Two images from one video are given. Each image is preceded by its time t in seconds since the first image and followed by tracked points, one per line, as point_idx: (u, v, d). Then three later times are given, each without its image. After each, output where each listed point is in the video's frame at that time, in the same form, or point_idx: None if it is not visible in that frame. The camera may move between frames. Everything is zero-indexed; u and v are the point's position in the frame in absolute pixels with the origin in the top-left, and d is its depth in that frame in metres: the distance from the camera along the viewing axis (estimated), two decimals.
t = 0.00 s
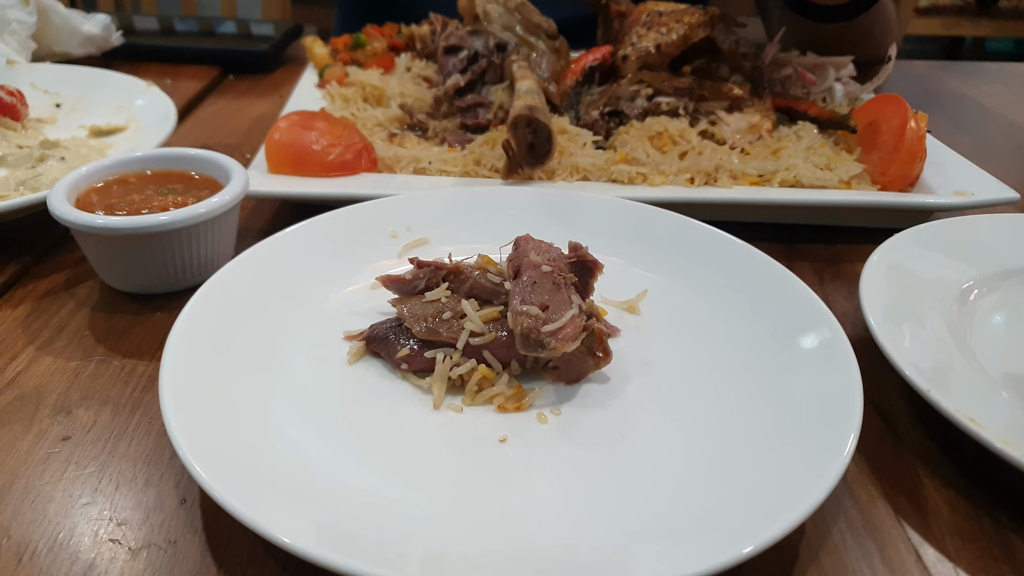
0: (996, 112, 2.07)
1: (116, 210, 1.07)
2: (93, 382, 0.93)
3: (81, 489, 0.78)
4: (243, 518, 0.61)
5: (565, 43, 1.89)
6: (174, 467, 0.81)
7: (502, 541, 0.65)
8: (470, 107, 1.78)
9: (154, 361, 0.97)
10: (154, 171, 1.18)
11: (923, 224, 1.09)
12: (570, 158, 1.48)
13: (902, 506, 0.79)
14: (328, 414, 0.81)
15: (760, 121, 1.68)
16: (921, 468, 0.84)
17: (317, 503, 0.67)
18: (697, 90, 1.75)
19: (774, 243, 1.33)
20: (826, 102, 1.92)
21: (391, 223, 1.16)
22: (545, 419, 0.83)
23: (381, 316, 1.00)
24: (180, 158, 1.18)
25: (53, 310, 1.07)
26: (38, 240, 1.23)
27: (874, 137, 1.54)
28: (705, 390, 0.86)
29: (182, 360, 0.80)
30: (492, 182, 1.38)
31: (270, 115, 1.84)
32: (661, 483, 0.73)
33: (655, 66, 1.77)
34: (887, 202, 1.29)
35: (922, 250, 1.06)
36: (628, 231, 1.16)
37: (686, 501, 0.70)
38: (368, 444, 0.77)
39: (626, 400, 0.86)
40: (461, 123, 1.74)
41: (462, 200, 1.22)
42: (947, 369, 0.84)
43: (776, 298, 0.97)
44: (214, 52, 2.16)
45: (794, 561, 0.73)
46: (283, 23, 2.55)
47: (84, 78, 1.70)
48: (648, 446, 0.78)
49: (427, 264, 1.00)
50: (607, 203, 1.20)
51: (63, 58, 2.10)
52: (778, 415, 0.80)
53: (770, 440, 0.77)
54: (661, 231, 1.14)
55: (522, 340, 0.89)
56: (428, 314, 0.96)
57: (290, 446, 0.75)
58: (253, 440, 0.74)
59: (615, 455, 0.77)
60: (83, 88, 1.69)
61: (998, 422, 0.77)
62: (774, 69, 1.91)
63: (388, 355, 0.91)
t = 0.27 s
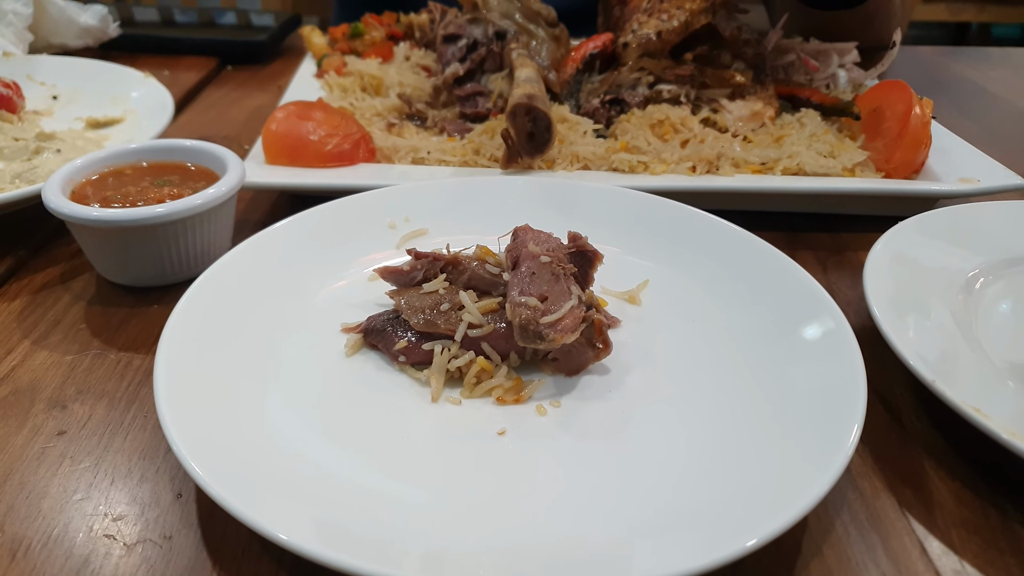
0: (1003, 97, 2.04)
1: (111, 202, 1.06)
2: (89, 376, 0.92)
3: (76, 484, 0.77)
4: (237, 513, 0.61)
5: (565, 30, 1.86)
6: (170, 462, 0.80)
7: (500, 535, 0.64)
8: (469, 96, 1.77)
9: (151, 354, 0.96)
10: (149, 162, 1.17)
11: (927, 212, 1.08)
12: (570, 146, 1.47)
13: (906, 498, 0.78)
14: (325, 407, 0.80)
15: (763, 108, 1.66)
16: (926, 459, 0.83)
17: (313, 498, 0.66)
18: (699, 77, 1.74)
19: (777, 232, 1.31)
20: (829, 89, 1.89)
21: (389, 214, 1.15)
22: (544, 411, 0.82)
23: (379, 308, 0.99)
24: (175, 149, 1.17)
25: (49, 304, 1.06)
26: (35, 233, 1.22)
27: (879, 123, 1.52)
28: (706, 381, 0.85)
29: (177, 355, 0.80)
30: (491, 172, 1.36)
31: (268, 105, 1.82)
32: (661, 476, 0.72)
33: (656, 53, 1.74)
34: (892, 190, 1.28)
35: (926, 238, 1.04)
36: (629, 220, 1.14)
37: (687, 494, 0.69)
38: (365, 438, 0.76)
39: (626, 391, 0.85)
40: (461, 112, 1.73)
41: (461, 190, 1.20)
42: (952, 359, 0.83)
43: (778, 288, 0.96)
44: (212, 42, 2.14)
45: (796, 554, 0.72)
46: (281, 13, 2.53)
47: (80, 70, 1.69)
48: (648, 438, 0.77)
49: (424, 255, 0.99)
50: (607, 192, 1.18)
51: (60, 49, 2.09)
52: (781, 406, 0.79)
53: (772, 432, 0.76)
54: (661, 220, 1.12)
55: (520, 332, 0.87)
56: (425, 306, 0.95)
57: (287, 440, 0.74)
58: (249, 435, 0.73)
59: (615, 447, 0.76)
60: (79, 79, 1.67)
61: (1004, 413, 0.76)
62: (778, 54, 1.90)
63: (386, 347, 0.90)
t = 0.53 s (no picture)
0: (1007, 95, 2.04)
1: (114, 200, 1.06)
2: (92, 374, 0.92)
3: (80, 482, 0.78)
4: (239, 510, 0.61)
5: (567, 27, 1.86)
6: (172, 459, 0.80)
7: (502, 532, 0.64)
8: (472, 94, 1.77)
9: (154, 352, 0.97)
10: (152, 161, 1.17)
11: (929, 210, 1.08)
12: (572, 144, 1.47)
13: (909, 495, 0.78)
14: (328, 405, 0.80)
15: (766, 106, 1.66)
16: (929, 456, 0.83)
17: (315, 495, 0.66)
18: (701, 74, 1.73)
19: (779, 230, 1.31)
20: (832, 86, 1.88)
21: (391, 212, 1.15)
22: (546, 409, 0.82)
23: (381, 306, 0.99)
24: (179, 147, 1.17)
25: (52, 302, 1.06)
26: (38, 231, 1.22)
27: (881, 121, 1.52)
28: (709, 379, 0.85)
29: (180, 352, 0.80)
30: (494, 169, 1.37)
31: (270, 103, 1.83)
32: (663, 474, 0.72)
33: (659, 51, 1.75)
34: (895, 187, 1.27)
35: (929, 235, 1.04)
36: (631, 218, 1.14)
37: (690, 492, 0.69)
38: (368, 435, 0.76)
39: (628, 389, 0.85)
40: (463, 111, 1.73)
41: (463, 187, 1.20)
42: (954, 356, 0.82)
43: (780, 285, 0.96)
44: (214, 40, 2.15)
45: (799, 552, 0.72)
46: (284, 11, 2.53)
47: (83, 68, 1.69)
48: (651, 436, 0.77)
49: (427, 253, 1.00)
50: (610, 189, 1.18)
51: (63, 47, 2.09)
52: (783, 404, 0.79)
53: (774, 429, 0.76)
54: (664, 217, 1.12)
55: (523, 330, 0.87)
56: (428, 304, 0.96)
57: (290, 437, 0.74)
58: (253, 432, 0.73)
59: (617, 444, 0.76)
60: (82, 78, 1.68)
61: (1007, 410, 0.76)
62: (779, 52, 1.89)
63: (388, 345, 0.90)
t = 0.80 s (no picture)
0: (1008, 94, 2.03)
1: (114, 198, 1.05)
2: (92, 373, 0.92)
3: (80, 481, 0.77)
4: (240, 509, 0.61)
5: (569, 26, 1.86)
6: (173, 458, 0.80)
7: (503, 531, 0.64)
8: (473, 92, 1.77)
9: (154, 351, 0.97)
10: (152, 159, 1.17)
11: (931, 209, 1.07)
12: (574, 143, 1.47)
13: (911, 495, 0.78)
14: (329, 404, 0.80)
15: (767, 105, 1.66)
16: (931, 455, 0.83)
17: (315, 494, 0.66)
18: (702, 73, 1.73)
19: (781, 229, 1.31)
20: (834, 85, 1.88)
21: (393, 210, 1.15)
22: (548, 408, 0.82)
23: (383, 305, 0.99)
24: (180, 146, 1.17)
25: (53, 300, 1.06)
26: (38, 229, 1.22)
27: (883, 119, 1.52)
28: (712, 378, 0.85)
29: (181, 351, 0.80)
30: (495, 168, 1.36)
31: (271, 101, 1.82)
32: (666, 474, 0.72)
33: (660, 50, 1.76)
34: (897, 186, 1.27)
35: (931, 234, 1.04)
36: (633, 216, 1.14)
37: (691, 491, 0.69)
38: (369, 434, 0.76)
39: (629, 388, 0.85)
40: (464, 109, 1.74)
41: (464, 186, 1.20)
42: (956, 355, 0.82)
43: (782, 284, 0.95)
44: (215, 38, 2.14)
45: (801, 551, 0.72)
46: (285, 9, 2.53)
47: (83, 66, 1.69)
48: (652, 435, 0.77)
49: (428, 251, 1.00)
50: (611, 188, 1.18)
51: (63, 45, 2.09)
52: (786, 403, 0.79)
53: (777, 429, 0.75)
54: (665, 216, 1.12)
55: (524, 329, 0.87)
56: (429, 302, 0.95)
57: (291, 436, 0.74)
58: (254, 431, 0.73)
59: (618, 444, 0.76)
60: (82, 76, 1.68)
61: (1009, 409, 0.76)
62: (780, 51, 1.89)
63: (390, 344, 0.90)
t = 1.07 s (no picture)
0: (1009, 94, 2.03)
1: (115, 197, 1.05)
2: (93, 372, 0.92)
3: (80, 480, 0.77)
4: (240, 508, 0.61)
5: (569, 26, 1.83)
6: (174, 457, 0.80)
7: (503, 531, 0.64)
8: (474, 91, 1.76)
9: (155, 350, 0.97)
10: (153, 157, 1.17)
11: (932, 209, 1.07)
12: (574, 142, 1.47)
13: (911, 494, 0.78)
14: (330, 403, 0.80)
15: (768, 104, 1.67)
16: (931, 455, 0.83)
17: (316, 493, 0.66)
18: (703, 72, 1.72)
19: (782, 228, 1.31)
20: (835, 85, 1.88)
21: (394, 209, 1.15)
22: (549, 407, 0.82)
23: (383, 304, 0.99)
24: (180, 144, 1.17)
25: (53, 299, 1.06)
26: (39, 228, 1.22)
27: (883, 119, 1.52)
28: (713, 378, 0.85)
29: (181, 350, 0.80)
30: (496, 167, 1.37)
31: (272, 100, 1.82)
32: (666, 473, 0.72)
33: (661, 49, 1.76)
34: (898, 186, 1.27)
35: (931, 234, 1.04)
36: (634, 215, 1.14)
37: (692, 490, 0.69)
38: (370, 433, 0.76)
39: (630, 388, 0.85)
40: (465, 108, 1.75)
41: (465, 184, 1.20)
42: (957, 355, 0.82)
43: (784, 284, 0.95)
44: (215, 37, 2.14)
45: (801, 551, 0.72)
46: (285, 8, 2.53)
47: (84, 64, 1.69)
48: (653, 434, 0.77)
49: (429, 250, 0.99)
50: (612, 187, 1.18)
51: (64, 44, 2.09)
52: (787, 403, 0.79)
53: (778, 428, 0.75)
54: (667, 216, 1.12)
55: (525, 328, 0.87)
56: (430, 301, 0.95)
57: (292, 435, 0.74)
58: (254, 430, 0.73)
59: (619, 443, 0.76)
60: (83, 74, 1.67)
61: (1010, 409, 0.76)
62: (781, 51, 1.89)
63: (391, 343, 0.90)
